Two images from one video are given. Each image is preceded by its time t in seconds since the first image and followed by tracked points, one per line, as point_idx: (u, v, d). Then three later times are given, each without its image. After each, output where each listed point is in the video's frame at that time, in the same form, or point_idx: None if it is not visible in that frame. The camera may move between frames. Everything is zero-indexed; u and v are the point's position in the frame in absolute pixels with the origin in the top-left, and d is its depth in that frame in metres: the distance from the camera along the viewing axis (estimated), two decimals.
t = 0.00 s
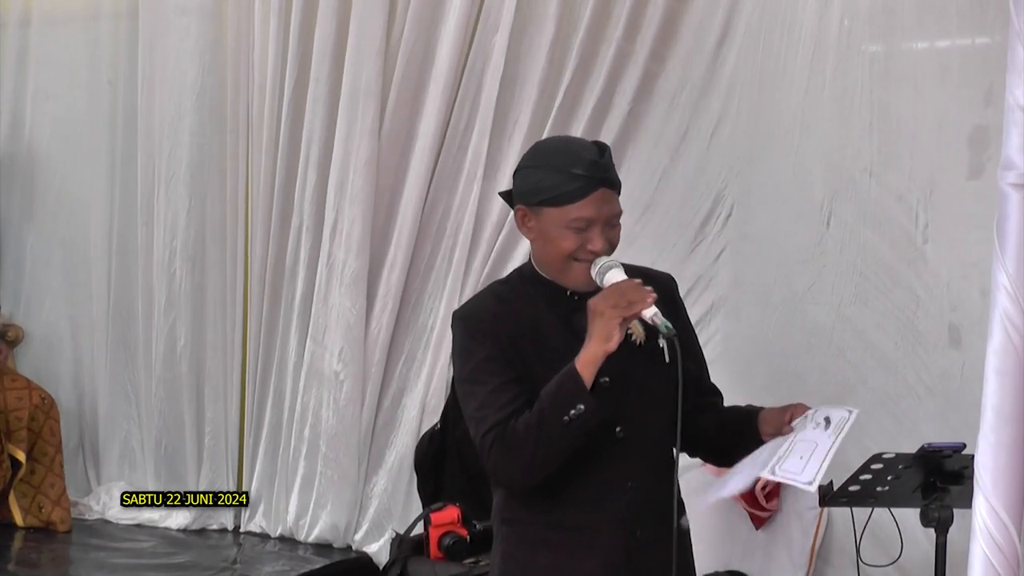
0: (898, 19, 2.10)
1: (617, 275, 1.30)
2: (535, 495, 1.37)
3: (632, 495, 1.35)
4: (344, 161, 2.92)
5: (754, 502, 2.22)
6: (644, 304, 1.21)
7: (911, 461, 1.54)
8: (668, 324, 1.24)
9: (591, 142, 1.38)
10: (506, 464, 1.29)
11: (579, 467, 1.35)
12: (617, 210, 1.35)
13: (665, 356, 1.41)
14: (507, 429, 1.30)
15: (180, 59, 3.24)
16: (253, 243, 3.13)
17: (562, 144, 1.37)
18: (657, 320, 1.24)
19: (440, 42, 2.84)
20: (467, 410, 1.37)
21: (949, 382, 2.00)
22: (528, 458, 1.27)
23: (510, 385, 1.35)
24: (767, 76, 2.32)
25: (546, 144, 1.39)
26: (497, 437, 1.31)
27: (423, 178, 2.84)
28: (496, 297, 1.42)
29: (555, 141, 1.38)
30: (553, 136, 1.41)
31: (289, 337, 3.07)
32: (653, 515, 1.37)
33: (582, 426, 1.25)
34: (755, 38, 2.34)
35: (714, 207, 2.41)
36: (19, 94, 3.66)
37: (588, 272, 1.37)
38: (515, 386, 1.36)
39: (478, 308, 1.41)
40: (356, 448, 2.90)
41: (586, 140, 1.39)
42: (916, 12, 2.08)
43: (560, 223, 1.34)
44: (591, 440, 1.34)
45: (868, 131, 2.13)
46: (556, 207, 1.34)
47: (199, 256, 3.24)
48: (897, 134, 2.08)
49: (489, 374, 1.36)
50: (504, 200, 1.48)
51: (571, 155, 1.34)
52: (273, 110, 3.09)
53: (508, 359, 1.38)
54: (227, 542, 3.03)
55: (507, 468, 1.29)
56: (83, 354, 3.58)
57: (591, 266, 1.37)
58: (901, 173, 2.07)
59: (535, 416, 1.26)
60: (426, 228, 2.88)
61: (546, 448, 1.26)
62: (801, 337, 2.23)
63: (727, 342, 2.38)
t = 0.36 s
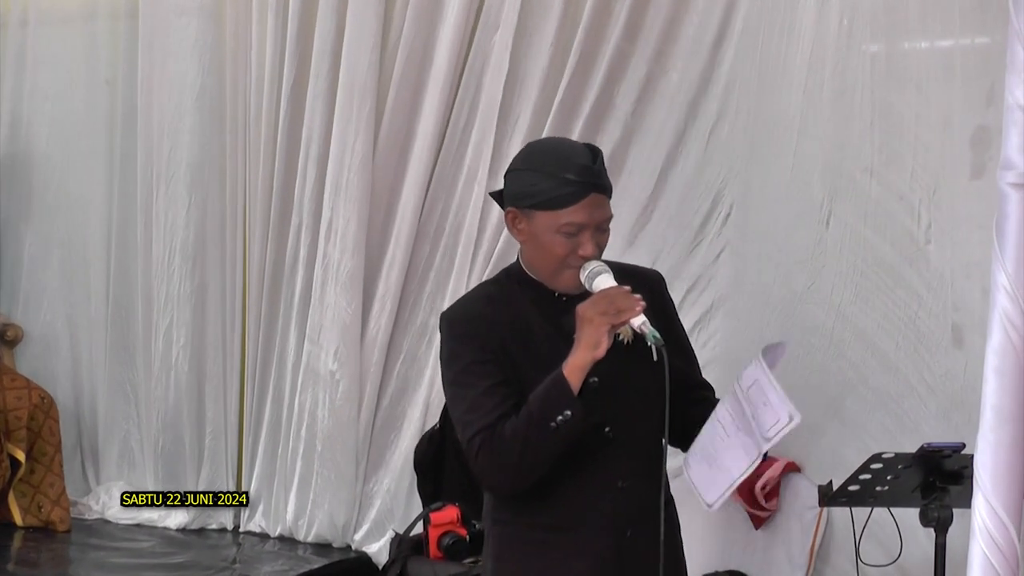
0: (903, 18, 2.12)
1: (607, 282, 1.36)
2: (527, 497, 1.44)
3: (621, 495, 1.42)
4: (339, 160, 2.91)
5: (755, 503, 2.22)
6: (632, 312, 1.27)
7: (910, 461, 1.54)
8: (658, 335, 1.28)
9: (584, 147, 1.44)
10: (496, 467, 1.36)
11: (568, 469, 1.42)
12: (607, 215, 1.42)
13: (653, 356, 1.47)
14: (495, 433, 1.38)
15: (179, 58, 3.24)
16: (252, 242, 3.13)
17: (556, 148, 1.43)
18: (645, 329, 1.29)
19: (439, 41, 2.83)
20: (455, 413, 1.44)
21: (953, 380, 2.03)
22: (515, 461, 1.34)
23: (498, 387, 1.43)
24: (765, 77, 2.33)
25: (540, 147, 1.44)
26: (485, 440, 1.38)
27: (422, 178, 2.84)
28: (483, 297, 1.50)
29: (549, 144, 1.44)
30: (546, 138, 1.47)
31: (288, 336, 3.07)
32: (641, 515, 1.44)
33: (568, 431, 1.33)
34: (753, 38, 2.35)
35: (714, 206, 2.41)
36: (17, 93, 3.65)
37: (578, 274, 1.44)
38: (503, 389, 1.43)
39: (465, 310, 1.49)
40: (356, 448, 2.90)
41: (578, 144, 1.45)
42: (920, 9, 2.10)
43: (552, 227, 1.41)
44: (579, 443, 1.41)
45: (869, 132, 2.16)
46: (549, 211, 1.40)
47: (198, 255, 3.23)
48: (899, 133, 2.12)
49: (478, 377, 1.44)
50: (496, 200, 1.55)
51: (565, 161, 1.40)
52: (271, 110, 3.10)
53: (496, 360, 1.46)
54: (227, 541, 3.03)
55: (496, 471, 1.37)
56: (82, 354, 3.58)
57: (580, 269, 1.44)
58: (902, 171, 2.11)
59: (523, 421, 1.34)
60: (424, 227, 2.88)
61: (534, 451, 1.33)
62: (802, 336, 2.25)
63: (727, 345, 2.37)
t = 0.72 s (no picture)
0: (905, 17, 2.14)
1: (600, 287, 1.37)
2: (520, 501, 1.46)
3: (613, 495, 1.45)
4: (337, 160, 2.91)
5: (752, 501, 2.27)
6: (624, 320, 1.28)
7: (911, 461, 1.54)
8: (649, 343, 1.28)
9: (570, 152, 1.46)
10: (488, 472, 1.36)
11: (561, 472, 1.45)
12: (597, 217, 1.44)
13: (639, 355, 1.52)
14: (486, 438, 1.38)
15: (178, 57, 3.24)
16: (252, 242, 3.13)
17: (542, 154, 1.45)
18: (636, 336, 1.30)
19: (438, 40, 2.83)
20: (446, 416, 1.45)
21: (950, 379, 2.06)
22: (507, 467, 1.35)
23: (487, 390, 1.44)
24: (764, 78, 2.33)
25: (526, 153, 1.46)
26: (476, 445, 1.39)
27: (421, 178, 2.84)
28: (470, 302, 1.52)
29: (535, 150, 1.46)
30: (533, 145, 1.49)
31: (288, 336, 3.07)
32: (633, 515, 1.46)
33: (560, 435, 1.33)
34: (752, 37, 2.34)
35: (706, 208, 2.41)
36: (16, 92, 3.64)
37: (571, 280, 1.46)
38: (494, 392, 1.45)
39: (454, 314, 1.50)
40: (356, 448, 2.90)
41: (564, 149, 1.48)
42: (924, 8, 2.11)
43: (544, 233, 1.42)
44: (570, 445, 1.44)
45: (870, 133, 2.17)
46: (539, 217, 1.42)
47: (197, 255, 3.23)
48: (904, 133, 2.13)
49: (468, 381, 1.45)
50: (484, 209, 1.56)
51: (552, 166, 1.43)
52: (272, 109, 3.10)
53: (485, 363, 1.47)
54: (226, 541, 3.03)
55: (487, 477, 1.37)
56: (81, 354, 3.58)
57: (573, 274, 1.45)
58: (904, 171, 2.13)
59: (515, 427, 1.34)
60: (425, 227, 2.87)
61: (525, 456, 1.34)
62: (802, 336, 2.26)
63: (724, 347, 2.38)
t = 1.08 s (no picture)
0: (905, 17, 2.14)
1: (603, 283, 1.39)
2: (519, 500, 1.46)
3: (612, 494, 1.45)
4: (336, 159, 2.91)
5: (754, 501, 2.22)
6: (630, 314, 1.29)
7: (910, 461, 1.54)
8: (656, 339, 1.30)
9: (566, 148, 1.48)
10: (491, 468, 1.36)
11: (560, 470, 1.45)
12: (596, 212, 1.45)
13: (636, 353, 1.53)
14: (488, 435, 1.38)
15: (177, 57, 3.24)
16: (252, 242, 3.13)
17: (539, 151, 1.46)
18: (642, 333, 1.31)
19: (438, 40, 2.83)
20: (446, 415, 1.44)
21: (956, 378, 2.06)
22: (510, 463, 1.35)
23: (488, 389, 1.44)
24: (764, 77, 2.33)
25: (523, 151, 1.47)
26: (478, 442, 1.38)
27: (422, 178, 2.84)
28: (469, 300, 1.52)
29: (531, 148, 1.47)
30: (528, 144, 1.50)
31: (287, 336, 3.07)
32: (632, 514, 1.47)
33: (564, 432, 1.33)
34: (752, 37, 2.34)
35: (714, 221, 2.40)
36: (16, 92, 3.64)
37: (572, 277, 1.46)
38: (495, 389, 1.44)
39: (452, 312, 1.50)
40: (357, 448, 2.90)
41: (560, 146, 1.49)
42: (924, 7, 2.12)
43: (544, 229, 1.43)
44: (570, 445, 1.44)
45: (870, 133, 2.18)
46: (539, 213, 1.43)
47: (197, 255, 3.23)
48: (903, 132, 2.14)
49: (469, 378, 1.44)
50: (481, 210, 1.57)
51: (550, 162, 1.44)
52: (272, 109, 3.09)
53: (486, 362, 1.47)
54: (226, 541, 3.03)
55: (489, 474, 1.37)
56: (82, 353, 3.58)
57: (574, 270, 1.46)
58: (904, 170, 2.13)
59: (519, 423, 1.34)
60: (425, 227, 2.87)
61: (529, 453, 1.34)
62: (803, 336, 2.26)
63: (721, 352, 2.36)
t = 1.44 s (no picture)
0: (909, 16, 2.14)
1: (608, 283, 1.40)
2: (522, 498, 1.46)
3: (615, 493, 1.45)
4: (337, 159, 2.91)
5: (754, 502, 2.22)
6: (637, 313, 1.30)
7: (911, 460, 1.52)
8: (663, 336, 1.29)
9: (571, 147, 1.47)
10: (497, 465, 1.36)
11: (563, 469, 1.45)
12: (601, 211, 1.45)
13: (638, 353, 1.53)
14: (493, 432, 1.38)
15: (179, 57, 3.24)
16: (254, 242, 3.13)
17: (545, 149, 1.46)
18: (649, 330, 1.31)
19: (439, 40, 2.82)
20: (449, 413, 1.44)
21: (962, 379, 2.05)
22: (515, 460, 1.34)
23: (492, 386, 1.43)
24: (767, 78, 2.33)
25: (528, 149, 1.47)
26: (483, 438, 1.38)
27: (423, 178, 2.84)
28: (473, 298, 1.51)
29: (537, 146, 1.47)
30: (533, 142, 1.50)
31: (288, 336, 3.07)
32: (635, 513, 1.46)
33: (570, 429, 1.33)
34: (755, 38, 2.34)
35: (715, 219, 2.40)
36: (20, 92, 3.65)
37: (577, 276, 1.47)
38: (498, 387, 1.44)
39: (456, 310, 1.50)
40: (357, 447, 2.90)
41: (566, 145, 1.49)
42: (926, 7, 2.12)
43: (550, 227, 1.43)
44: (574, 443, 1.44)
45: (872, 132, 2.17)
46: (544, 211, 1.43)
47: (198, 256, 3.24)
48: (906, 132, 2.13)
49: (473, 375, 1.44)
50: (485, 208, 1.56)
51: (556, 160, 1.43)
52: (273, 109, 3.09)
53: (490, 360, 1.47)
54: (226, 541, 3.04)
55: (493, 471, 1.36)
56: (83, 353, 3.59)
57: (579, 269, 1.46)
58: (907, 171, 2.13)
59: (525, 420, 1.34)
60: (426, 228, 2.87)
61: (534, 450, 1.34)
62: (804, 336, 2.27)
63: (723, 354, 2.39)
